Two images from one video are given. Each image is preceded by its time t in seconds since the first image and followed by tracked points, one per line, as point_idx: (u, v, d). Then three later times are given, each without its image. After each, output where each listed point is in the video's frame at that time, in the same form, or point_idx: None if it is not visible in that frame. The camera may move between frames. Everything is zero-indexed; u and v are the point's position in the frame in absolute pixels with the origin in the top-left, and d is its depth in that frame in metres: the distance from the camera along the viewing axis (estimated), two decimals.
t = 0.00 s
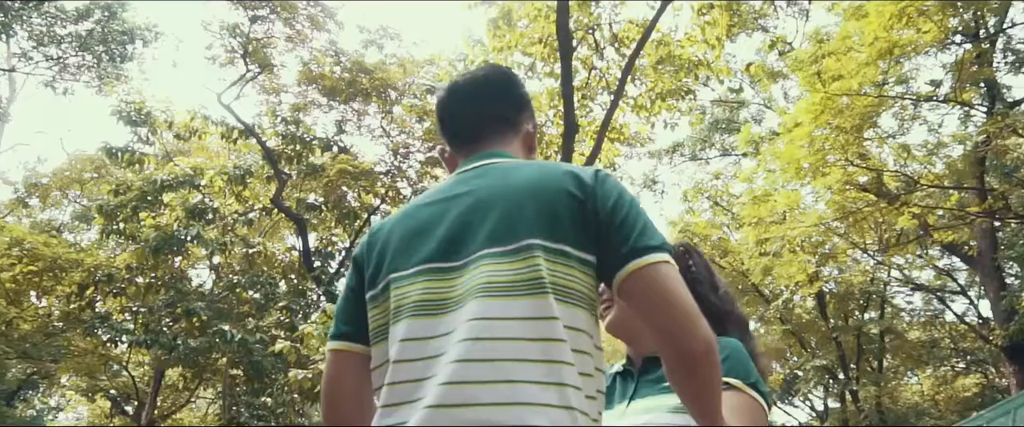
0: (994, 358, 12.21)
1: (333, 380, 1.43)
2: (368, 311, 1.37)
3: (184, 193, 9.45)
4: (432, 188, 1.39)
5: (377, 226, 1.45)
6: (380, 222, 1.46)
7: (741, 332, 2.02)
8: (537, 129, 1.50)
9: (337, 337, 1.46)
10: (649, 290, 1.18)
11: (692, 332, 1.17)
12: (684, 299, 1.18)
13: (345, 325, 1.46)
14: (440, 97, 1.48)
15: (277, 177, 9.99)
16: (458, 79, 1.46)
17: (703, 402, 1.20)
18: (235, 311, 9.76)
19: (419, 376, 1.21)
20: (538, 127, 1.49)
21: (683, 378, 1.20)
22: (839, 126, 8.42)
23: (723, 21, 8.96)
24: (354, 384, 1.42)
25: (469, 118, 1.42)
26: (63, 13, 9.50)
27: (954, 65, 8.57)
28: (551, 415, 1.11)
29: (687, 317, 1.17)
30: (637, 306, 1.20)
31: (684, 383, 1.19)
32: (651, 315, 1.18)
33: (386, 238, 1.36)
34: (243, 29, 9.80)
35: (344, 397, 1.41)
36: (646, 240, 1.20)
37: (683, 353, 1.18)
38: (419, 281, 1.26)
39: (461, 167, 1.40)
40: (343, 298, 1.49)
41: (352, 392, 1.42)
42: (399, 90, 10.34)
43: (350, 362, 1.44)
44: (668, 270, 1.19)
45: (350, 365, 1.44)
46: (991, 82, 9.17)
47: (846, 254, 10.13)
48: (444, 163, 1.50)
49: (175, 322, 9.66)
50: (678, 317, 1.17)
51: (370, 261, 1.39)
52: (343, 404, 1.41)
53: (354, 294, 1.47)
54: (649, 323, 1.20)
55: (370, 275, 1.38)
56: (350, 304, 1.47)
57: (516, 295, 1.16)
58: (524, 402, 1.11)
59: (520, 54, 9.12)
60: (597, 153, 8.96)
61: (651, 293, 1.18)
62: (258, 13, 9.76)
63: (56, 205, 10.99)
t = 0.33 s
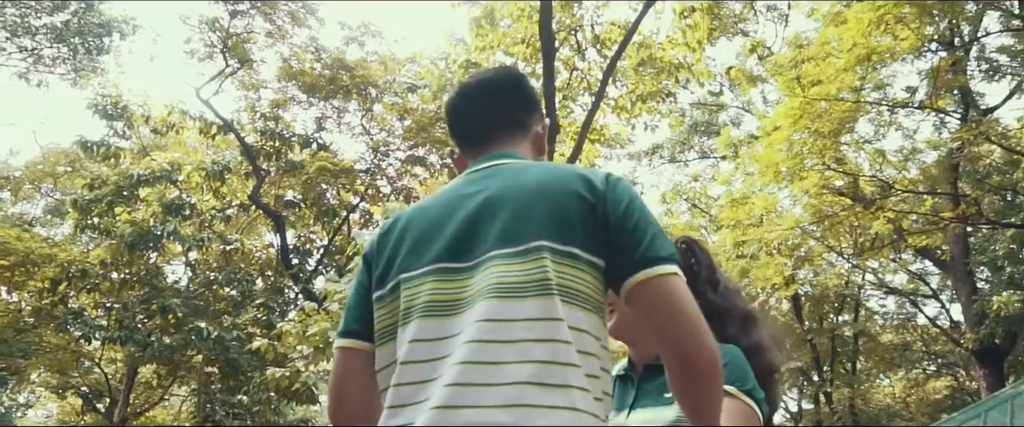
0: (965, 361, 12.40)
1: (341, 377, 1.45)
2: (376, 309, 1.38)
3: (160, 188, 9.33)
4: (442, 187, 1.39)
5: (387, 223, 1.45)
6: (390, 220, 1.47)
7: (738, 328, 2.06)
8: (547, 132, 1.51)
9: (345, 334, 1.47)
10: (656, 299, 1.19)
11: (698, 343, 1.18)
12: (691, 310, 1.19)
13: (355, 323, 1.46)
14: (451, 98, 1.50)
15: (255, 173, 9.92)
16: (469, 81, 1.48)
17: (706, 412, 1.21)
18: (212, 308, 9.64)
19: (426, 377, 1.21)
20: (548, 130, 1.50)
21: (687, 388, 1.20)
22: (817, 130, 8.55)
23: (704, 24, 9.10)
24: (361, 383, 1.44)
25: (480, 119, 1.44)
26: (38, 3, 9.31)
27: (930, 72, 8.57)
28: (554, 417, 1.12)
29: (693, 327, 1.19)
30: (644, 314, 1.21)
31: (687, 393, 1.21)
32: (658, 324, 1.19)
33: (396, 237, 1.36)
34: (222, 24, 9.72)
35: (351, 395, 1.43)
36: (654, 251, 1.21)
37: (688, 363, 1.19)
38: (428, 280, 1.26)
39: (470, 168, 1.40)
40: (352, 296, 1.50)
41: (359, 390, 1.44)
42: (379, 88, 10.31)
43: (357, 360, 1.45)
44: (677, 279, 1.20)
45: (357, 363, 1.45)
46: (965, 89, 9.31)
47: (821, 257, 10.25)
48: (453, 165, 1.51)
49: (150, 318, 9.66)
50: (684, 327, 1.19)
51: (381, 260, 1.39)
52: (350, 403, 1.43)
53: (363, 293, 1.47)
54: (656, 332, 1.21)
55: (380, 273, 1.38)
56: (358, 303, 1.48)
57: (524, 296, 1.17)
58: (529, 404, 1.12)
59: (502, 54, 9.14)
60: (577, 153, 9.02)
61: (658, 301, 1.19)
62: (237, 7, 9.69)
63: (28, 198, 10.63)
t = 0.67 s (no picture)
0: (938, 364, 12.59)
1: (355, 367, 1.44)
2: (395, 306, 1.40)
3: (138, 182, 9.28)
4: (464, 186, 1.41)
5: (409, 218, 1.47)
6: (412, 215, 1.48)
7: (731, 321, 2.08)
8: (570, 132, 1.52)
9: (362, 323, 1.47)
10: (674, 313, 1.21)
11: (713, 360, 1.21)
12: (708, 327, 1.22)
13: (371, 313, 1.46)
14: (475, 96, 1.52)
15: (234, 170, 9.83)
16: (495, 80, 1.50)
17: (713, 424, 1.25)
18: (189, 305, 9.70)
19: (447, 378, 1.24)
20: (572, 131, 1.52)
21: (698, 400, 1.24)
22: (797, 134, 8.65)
23: (687, 27, 9.23)
24: (374, 373, 1.43)
25: (504, 119, 1.46)
26: None
27: (909, 78, 8.55)
28: (577, 420, 1.14)
29: (709, 344, 1.21)
30: (660, 327, 1.24)
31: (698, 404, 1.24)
32: (674, 338, 1.22)
33: (417, 235, 1.38)
34: (203, 18, 9.65)
35: (364, 386, 1.43)
36: (678, 264, 1.23)
37: (701, 377, 1.23)
38: (451, 283, 1.28)
39: (492, 167, 1.42)
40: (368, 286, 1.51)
41: (372, 381, 1.43)
42: (361, 85, 10.30)
43: (370, 350, 1.44)
44: (696, 295, 1.22)
45: (374, 353, 1.44)
46: (941, 95, 9.45)
47: (799, 259, 10.35)
48: (475, 164, 1.53)
49: (126, 314, 9.57)
50: (700, 343, 1.21)
51: (400, 257, 1.41)
52: (362, 395, 1.43)
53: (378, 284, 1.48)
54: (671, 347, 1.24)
55: (399, 270, 1.40)
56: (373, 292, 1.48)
57: (548, 303, 1.19)
58: (551, 408, 1.15)
59: (485, 53, 9.14)
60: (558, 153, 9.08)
61: (674, 316, 1.21)
62: (218, 1, 9.60)
63: None
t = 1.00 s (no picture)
0: (911, 366, 12.78)
1: (382, 364, 1.51)
2: (425, 306, 1.48)
3: (115, 177, 9.15)
4: (499, 189, 1.51)
5: (440, 218, 1.56)
6: (443, 215, 1.57)
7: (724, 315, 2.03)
8: (600, 135, 1.62)
9: (387, 320, 1.54)
10: (706, 324, 1.34)
11: (740, 373, 1.35)
12: (737, 338, 1.35)
13: (397, 310, 1.54)
14: (508, 97, 1.62)
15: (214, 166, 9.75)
16: (530, 82, 1.58)
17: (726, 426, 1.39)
18: (166, 302, 9.57)
19: (483, 384, 1.33)
20: (602, 134, 1.62)
21: (718, 406, 1.37)
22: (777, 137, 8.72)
23: (669, 30, 9.32)
24: (399, 372, 1.51)
25: (540, 123, 1.56)
26: None
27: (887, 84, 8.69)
28: None
29: (734, 352, 1.34)
30: (691, 334, 1.36)
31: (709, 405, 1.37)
32: (701, 345, 1.35)
33: (453, 237, 1.47)
34: (183, 12, 9.56)
35: (389, 384, 1.51)
36: (712, 279, 1.36)
37: (722, 382, 1.35)
38: (487, 289, 1.38)
39: (525, 170, 1.52)
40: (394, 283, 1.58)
41: (398, 379, 1.51)
42: (343, 82, 10.26)
43: (396, 348, 1.51)
44: (728, 309, 1.35)
45: (401, 351, 1.51)
46: (919, 101, 9.56)
47: (777, 261, 10.45)
48: (507, 163, 1.63)
49: (102, 311, 9.42)
50: (725, 350, 1.35)
51: (434, 258, 1.50)
52: (388, 394, 1.50)
53: (406, 281, 1.55)
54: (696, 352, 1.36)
55: (431, 272, 1.49)
56: (401, 286, 1.55)
57: (583, 312, 1.28)
58: (581, 416, 1.25)
59: (468, 53, 9.14)
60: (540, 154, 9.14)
61: (706, 328, 1.34)
62: None
63: None
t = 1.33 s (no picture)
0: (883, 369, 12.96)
1: (420, 368, 1.53)
2: (462, 313, 1.50)
3: (90, 172, 9.01)
4: (535, 198, 1.53)
5: (478, 228, 1.58)
6: (482, 225, 1.60)
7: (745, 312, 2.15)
8: (638, 141, 1.62)
9: (425, 325, 1.56)
10: (740, 334, 1.36)
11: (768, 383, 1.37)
12: (766, 348, 1.37)
13: (436, 316, 1.55)
14: (543, 104, 1.63)
15: (191, 162, 9.64)
16: (566, 89, 1.60)
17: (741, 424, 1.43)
18: (141, 299, 9.35)
19: (520, 390, 1.35)
20: (639, 140, 1.62)
21: (742, 411, 1.40)
22: (756, 142, 8.84)
23: (651, 32, 9.42)
24: (437, 378, 1.52)
25: (574, 130, 1.57)
26: None
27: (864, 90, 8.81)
28: None
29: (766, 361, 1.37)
30: (719, 343, 1.38)
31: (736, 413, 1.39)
32: (732, 353, 1.36)
33: (489, 245, 1.50)
34: (162, 6, 9.44)
35: (425, 389, 1.52)
36: (748, 292, 1.37)
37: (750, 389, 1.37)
38: (522, 296, 1.39)
39: (562, 178, 1.53)
40: (434, 291, 1.61)
41: (435, 385, 1.52)
42: (324, 79, 10.19)
43: (436, 354, 1.53)
44: (760, 319, 1.37)
45: (440, 355, 1.53)
46: (895, 108, 9.68)
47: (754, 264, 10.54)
48: (543, 170, 1.63)
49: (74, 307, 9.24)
50: (757, 360, 1.36)
51: (470, 266, 1.52)
52: (424, 400, 1.51)
53: (445, 289, 1.58)
54: (725, 360, 1.38)
55: (467, 281, 1.51)
56: (440, 295, 1.58)
57: (617, 318, 1.28)
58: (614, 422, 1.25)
59: (450, 52, 9.14)
60: (522, 154, 9.16)
61: (742, 339, 1.36)
62: None
63: None
